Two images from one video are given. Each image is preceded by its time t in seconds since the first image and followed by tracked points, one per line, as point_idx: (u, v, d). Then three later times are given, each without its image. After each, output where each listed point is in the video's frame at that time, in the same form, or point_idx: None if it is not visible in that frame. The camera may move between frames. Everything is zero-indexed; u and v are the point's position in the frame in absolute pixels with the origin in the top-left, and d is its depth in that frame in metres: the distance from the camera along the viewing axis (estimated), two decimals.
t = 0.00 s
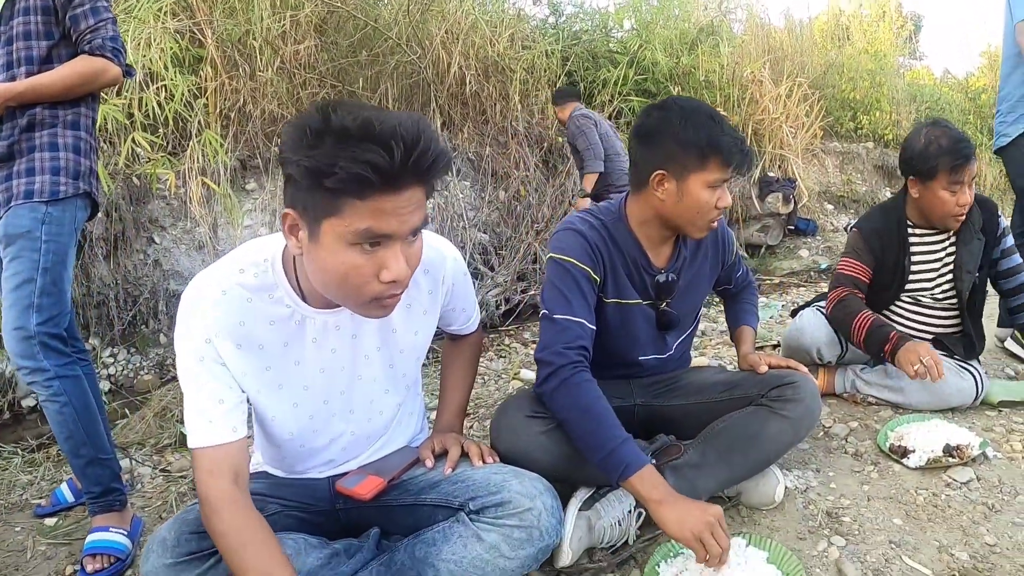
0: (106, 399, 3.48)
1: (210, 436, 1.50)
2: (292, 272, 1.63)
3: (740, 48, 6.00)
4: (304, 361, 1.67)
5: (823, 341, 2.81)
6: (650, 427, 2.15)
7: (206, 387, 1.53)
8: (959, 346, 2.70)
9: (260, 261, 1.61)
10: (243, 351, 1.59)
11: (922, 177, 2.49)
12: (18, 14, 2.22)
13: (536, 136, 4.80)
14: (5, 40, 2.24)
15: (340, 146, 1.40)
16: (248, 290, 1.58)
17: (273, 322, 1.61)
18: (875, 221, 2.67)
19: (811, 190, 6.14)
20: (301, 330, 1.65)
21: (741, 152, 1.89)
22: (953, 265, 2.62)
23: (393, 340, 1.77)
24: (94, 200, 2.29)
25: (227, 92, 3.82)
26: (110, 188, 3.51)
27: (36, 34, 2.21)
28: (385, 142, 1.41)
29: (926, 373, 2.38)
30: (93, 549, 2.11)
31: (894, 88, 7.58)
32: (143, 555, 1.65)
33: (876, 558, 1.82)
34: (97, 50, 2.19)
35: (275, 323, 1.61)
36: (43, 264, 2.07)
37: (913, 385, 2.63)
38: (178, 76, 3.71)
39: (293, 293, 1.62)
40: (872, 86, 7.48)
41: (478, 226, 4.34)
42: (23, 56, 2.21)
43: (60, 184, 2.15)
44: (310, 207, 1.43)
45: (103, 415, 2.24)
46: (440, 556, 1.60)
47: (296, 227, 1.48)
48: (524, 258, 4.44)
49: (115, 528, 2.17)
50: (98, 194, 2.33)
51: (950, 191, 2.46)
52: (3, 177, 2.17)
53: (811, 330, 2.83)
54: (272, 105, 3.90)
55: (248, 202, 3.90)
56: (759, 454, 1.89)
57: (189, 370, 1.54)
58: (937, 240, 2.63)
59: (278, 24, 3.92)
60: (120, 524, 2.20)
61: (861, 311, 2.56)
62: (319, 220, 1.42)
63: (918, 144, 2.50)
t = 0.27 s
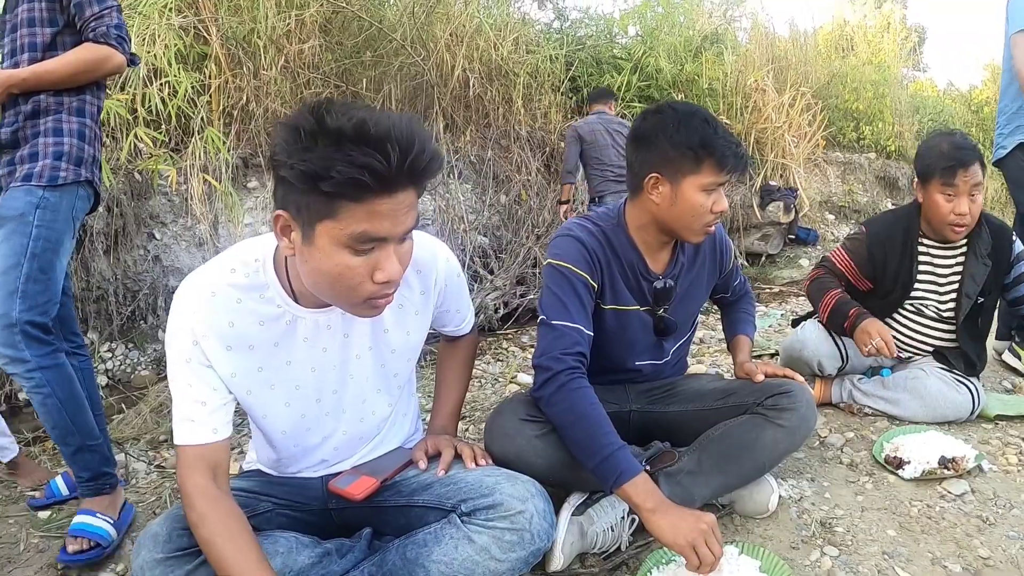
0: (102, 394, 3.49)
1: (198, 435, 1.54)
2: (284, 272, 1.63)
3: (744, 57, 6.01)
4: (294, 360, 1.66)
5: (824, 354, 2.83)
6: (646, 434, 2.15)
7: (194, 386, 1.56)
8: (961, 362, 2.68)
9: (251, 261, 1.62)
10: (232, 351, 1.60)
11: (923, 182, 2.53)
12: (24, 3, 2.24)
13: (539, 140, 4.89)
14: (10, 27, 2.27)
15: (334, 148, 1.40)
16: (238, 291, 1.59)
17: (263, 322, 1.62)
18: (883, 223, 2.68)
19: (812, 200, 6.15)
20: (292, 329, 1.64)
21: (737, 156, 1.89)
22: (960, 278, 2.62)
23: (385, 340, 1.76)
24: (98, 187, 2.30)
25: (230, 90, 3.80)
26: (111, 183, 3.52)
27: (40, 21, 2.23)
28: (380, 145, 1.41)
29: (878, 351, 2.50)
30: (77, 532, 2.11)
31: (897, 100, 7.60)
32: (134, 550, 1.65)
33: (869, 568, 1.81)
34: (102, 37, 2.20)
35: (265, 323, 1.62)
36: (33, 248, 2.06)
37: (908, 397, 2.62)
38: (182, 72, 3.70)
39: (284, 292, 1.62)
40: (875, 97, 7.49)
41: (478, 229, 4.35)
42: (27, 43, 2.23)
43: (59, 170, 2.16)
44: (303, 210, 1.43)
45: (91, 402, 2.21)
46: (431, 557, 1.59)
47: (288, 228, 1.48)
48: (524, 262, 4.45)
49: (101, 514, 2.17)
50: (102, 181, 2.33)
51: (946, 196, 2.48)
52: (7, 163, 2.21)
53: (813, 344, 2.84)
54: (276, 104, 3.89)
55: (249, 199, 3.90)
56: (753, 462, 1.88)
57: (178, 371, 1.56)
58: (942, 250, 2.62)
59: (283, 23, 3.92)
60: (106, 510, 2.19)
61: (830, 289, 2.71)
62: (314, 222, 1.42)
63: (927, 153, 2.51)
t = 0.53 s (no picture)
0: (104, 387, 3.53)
1: (200, 429, 1.58)
2: (284, 269, 1.67)
3: (749, 67, 6.05)
4: (294, 355, 1.70)
5: (817, 356, 2.90)
6: (643, 437, 2.18)
7: (196, 381, 1.60)
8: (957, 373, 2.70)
9: (252, 258, 1.66)
10: (234, 346, 1.63)
11: (917, 193, 2.57)
12: None
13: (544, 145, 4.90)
14: (17, 11, 2.26)
15: (314, 139, 1.45)
16: (240, 287, 1.63)
17: (263, 318, 1.65)
18: (883, 233, 2.72)
19: (814, 211, 6.19)
20: (292, 324, 1.68)
21: (729, 163, 1.93)
22: (959, 289, 2.63)
23: (383, 335, 1.79)
24: (104, 178, 2.31)
25: (239, 89, 3.86)
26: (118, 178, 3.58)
27: (47, 5, 2.22)
28: (356, 135, 1.45)
29: (856, 339, 2.59)
30: (67, 519, 2.26)
31: (901, 112, 7.64)
32: (137, 538, 1.68)
33: (859, 573, 1.84)
34: (112, 21, 2.20)
35: (265, 318, 1.66)
36: (33, 251, 2.09)
37: (903, 407, 2.65)
38: (191, 70, 3.74)
39: (284, 288, 1.66)
40: (879, 109, 7.53)
41: (480, 233, 4.39)
42: (34, 28, 2.22)
43: (60, 166, 2.16)
44: (287, 200, 1.48)
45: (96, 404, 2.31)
46: (429, 550, 1.62)
47: (280, 219, 1.53)
48: (526, 267, 4.49)
49: (94, 505, 2.30)
50: (110, 172, 2.34)
51: (937, 205, 2.51)
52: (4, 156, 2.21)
53: (806, 346, 2.92)
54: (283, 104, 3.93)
55: (254, 198, 3.94)
56: (748, 465, 1.91)
57: (180, 367, 1.61)
58: (941, 263, 2.65)
59: (293, 23, 3.96)
60: (102, 502, 2.33)
61: (824, 292, 2.81)
62: (298, 210, 1.46)
63: (919, 163, 2.56)
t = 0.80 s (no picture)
0: (109, 379, 3.54)
1: (208, 422, 1.60)
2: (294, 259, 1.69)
3: (759, 77, 6.09)
4: (305, 347, 1.71)
5: (827, 369, 2.90)
6: (657, 440, 2.19)
7: (205, 372, 1.62)
8: (967, 381, 2.71)
9: (264, 247, 1.68)
10: (243, 338, 1.65)
11: (931, 209, 2.57)
12: None
13: (553, 151, 4.81)
14: None
15: (293, 101, 1.59)
16: (249, 278, 1.65)
17: (273, 309, 1.67)
18: (887, 242, 2.77)
19: (821, 222, 6.21)
20: (302, 317, 1.70)
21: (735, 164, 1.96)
22: (964, 294, 2.65)
23: (394, 329, 1.80)
24: (110, 155, 2.28)
25: (252, 85, 3.88)
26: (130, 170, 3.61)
27: None
28: (332, 97, 1.56)
29: (852, 358, 2.64)
30: (71, 510, 2.27)
31: (908, 126, 7.66)
32: (150, 528, 1.68)
33: None
34: None
35: (275, 310, 1.67)
36: (43, 236, 2.10)
37: (912, 415, 2.66)
38: (206, 64, 3.77)
39: (294, 279, 1.68)
40: (887, 122, 7.55)
41: (489, 235, 4.40)
42: None
43: (57, 144, 2.14)
44: (280, 164, 1.63)
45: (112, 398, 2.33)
46: (447, 548, 1.63)
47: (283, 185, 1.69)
48: (533, 271, 4.49)
49: (99, 497, 2.31)
50: (117, 147, 2.31)
51: (956, 223, 2.52)
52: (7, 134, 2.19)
53: (816, 360, 2.92)
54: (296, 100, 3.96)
55: (265, 194, 3.96)
56: (763, 471, 1.93)
57: (190, 358, 1.63)
58: (945, 271, 2.67)
59: (307, 21, 4.00)
60: (108, 494, 2.33)
61: (830, 306, 2.84)
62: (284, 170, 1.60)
63: (931, 176, 2.58)
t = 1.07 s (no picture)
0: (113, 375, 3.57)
1: (206, 417, 1.65)
2: (293, 253, 1.73)
3: (767, 89, 6.11)
4: (305, 340, 1.73)
5: (831, 390, 2.87)
6: (660, 447, 2.21)
7: (206, 366, 1.67)
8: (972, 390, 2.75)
9: (263, 244, 1.72)
10: (243, 331, 1.68)
11: (927, 225, 2.60)
12: None
13: (561, 158, 4.81)
14: None
15: (282, 86, 1.68)
16: (249, 273, 1.69)
17: (272, 303, 1.70)
18: (887, 254, 2.76)
19: (827, 235, 6.22)
20: (302, 310, 1.72)
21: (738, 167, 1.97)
22: (968, 301, 2.68)
23: (393, 322, 1.82)
24: (123, 143, 2.29)
25: (263, 85, 3.91)
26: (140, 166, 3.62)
27: None
28: (317, 78, 1.65)
29: (862, 385, 2.63)
30: (75, 501, 2.29)
31: (916, 141, 7.68)
32: (155, 521, 1.69)
33: None
34: None
35: (275, 304, 1.70)
36: (59, 227, 2.13)
37: (916, 429, 2.66)
38: (219, 63, 3.80)
39: (293, 272, 1.71)
40: (894, 137, 7.56)
41: (496, 241, 4.42)
42: None
43: (69, 133, 2.15)
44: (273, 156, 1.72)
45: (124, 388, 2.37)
46: (450, 547, 1.64)
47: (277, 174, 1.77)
48: (540, 278, 4.47)
49: (103, 489, 2.34)
50: (128, 135, 2.32)
51: (950, 241, 2.56)
52: (15, 121, 2.19)
53: (821, 378, 2.88)
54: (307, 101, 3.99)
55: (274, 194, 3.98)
56: (765, 480, 1.93)
57: (192, 352, 1.68)
58: (943, 283, 2.69)
59: (320, 23, 4.04)
60: (111, 488, 2.36)
61: (831, 321, 2.83)
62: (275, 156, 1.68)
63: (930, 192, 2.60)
